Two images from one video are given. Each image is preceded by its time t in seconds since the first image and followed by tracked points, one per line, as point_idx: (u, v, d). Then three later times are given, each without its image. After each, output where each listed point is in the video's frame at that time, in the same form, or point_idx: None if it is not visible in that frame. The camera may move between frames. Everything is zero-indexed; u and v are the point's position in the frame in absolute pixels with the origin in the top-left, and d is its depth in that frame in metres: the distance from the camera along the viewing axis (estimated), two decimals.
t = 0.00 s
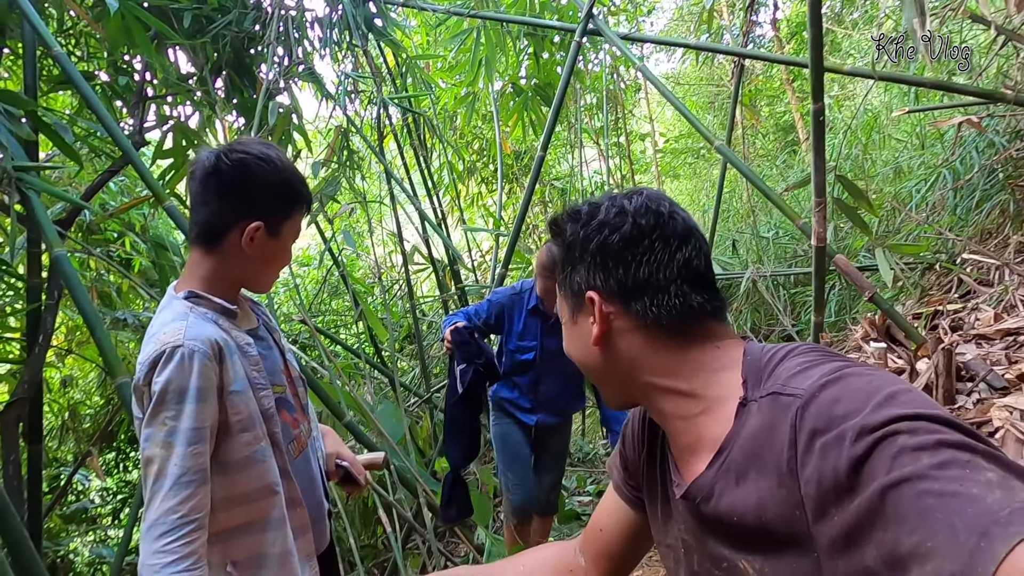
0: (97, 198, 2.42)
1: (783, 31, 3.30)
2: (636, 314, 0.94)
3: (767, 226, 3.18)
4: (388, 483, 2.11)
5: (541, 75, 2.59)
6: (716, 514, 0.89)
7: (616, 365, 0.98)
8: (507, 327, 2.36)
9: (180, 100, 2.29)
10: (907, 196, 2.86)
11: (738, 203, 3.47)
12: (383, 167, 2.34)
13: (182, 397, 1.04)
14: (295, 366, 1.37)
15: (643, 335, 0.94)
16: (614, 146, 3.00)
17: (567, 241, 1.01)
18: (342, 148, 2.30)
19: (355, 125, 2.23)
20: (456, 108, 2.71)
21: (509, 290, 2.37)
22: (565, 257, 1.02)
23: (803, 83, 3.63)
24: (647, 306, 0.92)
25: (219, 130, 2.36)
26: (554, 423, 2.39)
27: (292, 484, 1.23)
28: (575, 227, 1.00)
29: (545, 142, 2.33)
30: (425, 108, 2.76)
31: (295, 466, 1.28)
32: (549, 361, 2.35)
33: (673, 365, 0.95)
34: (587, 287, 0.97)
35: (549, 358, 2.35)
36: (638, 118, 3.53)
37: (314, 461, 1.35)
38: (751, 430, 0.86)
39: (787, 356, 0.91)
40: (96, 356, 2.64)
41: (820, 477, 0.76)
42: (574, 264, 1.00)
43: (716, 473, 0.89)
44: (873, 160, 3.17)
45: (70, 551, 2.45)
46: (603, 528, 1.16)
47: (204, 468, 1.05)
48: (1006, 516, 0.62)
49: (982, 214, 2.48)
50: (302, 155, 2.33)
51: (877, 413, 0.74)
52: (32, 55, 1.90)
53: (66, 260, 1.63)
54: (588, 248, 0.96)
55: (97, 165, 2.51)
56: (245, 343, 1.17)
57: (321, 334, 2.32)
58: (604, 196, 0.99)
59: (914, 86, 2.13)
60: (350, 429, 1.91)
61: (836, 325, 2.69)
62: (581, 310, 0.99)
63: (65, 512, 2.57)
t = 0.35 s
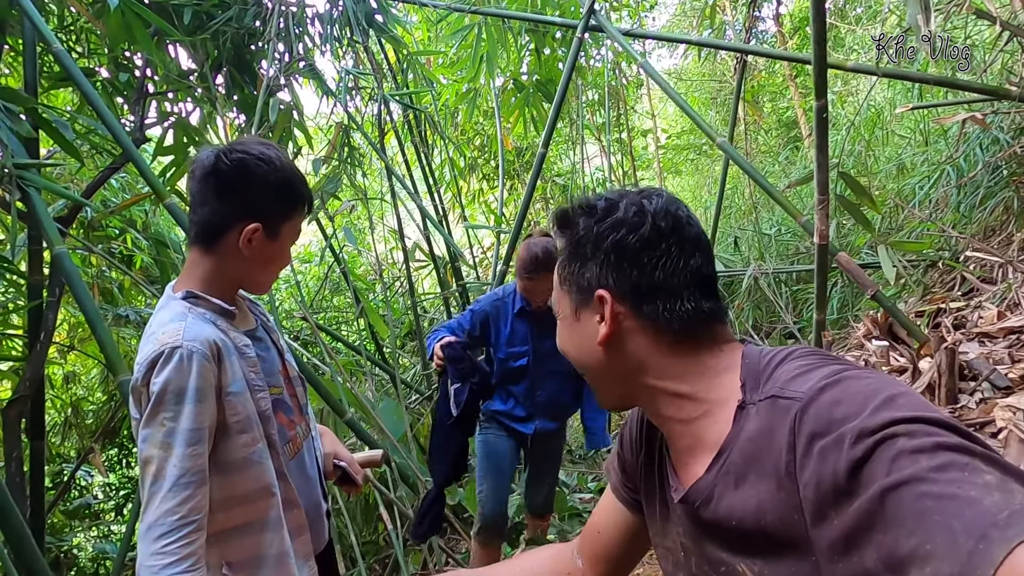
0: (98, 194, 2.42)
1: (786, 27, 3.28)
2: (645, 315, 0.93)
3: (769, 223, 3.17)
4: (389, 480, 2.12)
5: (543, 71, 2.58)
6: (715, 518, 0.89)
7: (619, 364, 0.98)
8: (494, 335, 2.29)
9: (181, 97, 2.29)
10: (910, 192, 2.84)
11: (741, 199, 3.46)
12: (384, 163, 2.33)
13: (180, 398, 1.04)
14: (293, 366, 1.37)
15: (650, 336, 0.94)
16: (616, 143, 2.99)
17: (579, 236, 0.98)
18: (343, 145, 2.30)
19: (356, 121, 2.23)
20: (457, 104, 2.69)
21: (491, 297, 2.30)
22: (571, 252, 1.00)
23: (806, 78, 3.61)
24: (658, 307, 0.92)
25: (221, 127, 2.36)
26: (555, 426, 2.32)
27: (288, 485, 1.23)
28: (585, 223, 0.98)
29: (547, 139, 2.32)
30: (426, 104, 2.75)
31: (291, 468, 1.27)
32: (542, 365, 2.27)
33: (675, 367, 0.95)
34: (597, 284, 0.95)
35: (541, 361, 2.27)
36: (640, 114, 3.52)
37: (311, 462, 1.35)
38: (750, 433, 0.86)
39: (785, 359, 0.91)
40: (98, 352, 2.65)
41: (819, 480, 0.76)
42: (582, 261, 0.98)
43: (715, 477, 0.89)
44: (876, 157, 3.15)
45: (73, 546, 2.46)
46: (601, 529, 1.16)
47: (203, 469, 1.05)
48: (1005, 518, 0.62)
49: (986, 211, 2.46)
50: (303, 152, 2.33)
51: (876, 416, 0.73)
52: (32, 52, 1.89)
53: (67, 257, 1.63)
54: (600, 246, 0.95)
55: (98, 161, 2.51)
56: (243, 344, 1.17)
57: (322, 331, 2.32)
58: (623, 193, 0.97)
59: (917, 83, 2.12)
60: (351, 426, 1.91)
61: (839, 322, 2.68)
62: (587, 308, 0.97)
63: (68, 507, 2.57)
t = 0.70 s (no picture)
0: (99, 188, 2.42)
1: (791, 21, 3.26)
2: (712, 304, 0.95)
3: (772, 219, 3.16)
4: (390, 475, 2.12)
5: (545, 64, 2.55)
6: (717, 520, 0.89)
7: (681, 343, 0.92)
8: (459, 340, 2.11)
9: (182, 90, 2.28)
10: (914, 188, 2.82)
11: (744, 195, 3.44)
12: (385, 158, 2.32)
13: (182, 396, 1.04)
14: (295, 365, 1.37)
15: (711, 325, 0.95)
16: (619, 137, 2.97)
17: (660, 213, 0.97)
18: (344, 139, 2.29)
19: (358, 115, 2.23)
20: (460, 98, 2.67)
21: (454, 296, 2.10)
22: (647, 222, 0.96)
23: (810, 73, 3.58)
24: (717, 301, 0.96)
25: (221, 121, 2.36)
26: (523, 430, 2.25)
27: (288, 484, 1.22)
28: (663, 206, 0.99)
29: (549, 133, 2.30)
30: (428, 98, 2.73)
31: (294, 466, 1.27)
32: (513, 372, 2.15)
33: (704, 358, 0.94)
34: (683, 258, 0.93)
35: (512, 369, 2.14)
36: (643, 108, 3.50)
37: (312, 461, 1.35)
38: (753, 434, 0.86)
39: (787, 359, 0.91)
40: (99, 346, 2.65)
41: (822, 480, 0.76)
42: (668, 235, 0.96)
43: (718, 478, 0.88)
44: (880, 152, 3.13)
45: (75, 539, 2.46)
46: (605, 529, 1.16)
47: (205, 468, 1.04)
48: (1008, 517, 0.61)
49: (990, 207, 2.43)
50: (303, 145, 2.32)
51: (879, 416, 0.73)
52: (31, 44, 1.88)
53: (68, 252, 1.63)
54: (681, 227, 0.96)
55: (99, 155, 2.50)
56: (246, 341, 1.17)
57: (324, 326, 2.32)
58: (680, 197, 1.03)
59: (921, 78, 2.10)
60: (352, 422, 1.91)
61: (841, 318, 2.67)
62: (667, 277, 0.92)
63: (70, 501, 2.58)
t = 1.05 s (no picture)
0: (99, 183, 2.41)
1: (794, 15, 3.23)
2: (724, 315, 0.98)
3: (774, 216, 3.14)
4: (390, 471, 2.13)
5: (546, 60, 2.53)
6: (710, 523, 0.89)
7: (704, 345, 0.93)
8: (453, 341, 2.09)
9: (182, 85, 2.27)
10: (916, 185, 2.81)
11: (746, 191, 3.43)
12: (386, 154, 2.31)
13: (179, 398, 1.04)
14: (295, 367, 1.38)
15: (723, 335, 0.98)
16: (620, 133, 2.96)
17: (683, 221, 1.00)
18: (345, 135, 2.28)
19: (358, 110, 2.23)
20: (461, 93, 2.66)
21: (447, 297, 2.07)
22: (674, 226, 0.98)
23: (813, 68, 3.56)
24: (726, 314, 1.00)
25: (222, 116, 2.35)
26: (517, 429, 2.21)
27: (280, 490, 1.23)
28: (685, 214, 1.01)
29: (551, 129, 2.29)
30: (429, 93, 2.72)
31: (286, 471, 1.28)
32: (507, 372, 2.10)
33: (716, 364, 0.95)
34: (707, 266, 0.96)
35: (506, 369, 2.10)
36: (645, 104, 3.48)
37: (305, 467, 1.36)
38: (749, 438, 0.86)
39: (785, 363, 0.91)
40: (100, 340, 2.65)
41: (819, 485, 0.75)
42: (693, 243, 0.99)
43: (712, 480, 0.89)
44: (883, 149, 3.11)
45: (77, 532, 2.47)
46: (598, 533, 1.16)
47: (204, 470, 1.05)
48: (1006, 523, 0.61)
49: (993, 205, 2.41)
50: (304, 141, 2.31)
51: (876, 420, 0.72)
52: (31, 38, 1.87)
53: (68, 248, 1.63)
54: (703, 239, 1.00)
55: (100, 150, 2.50)
56: (246, 345, 1.16)
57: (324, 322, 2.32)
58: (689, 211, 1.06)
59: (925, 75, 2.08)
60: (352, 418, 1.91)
61: (842, 316, 2.66)
62: (696, 280, 0.94)
63: (72, 494, 2.59)
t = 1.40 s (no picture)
0: (97, 176, 2.40)
1: (796, 12, 3.21)
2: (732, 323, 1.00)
3: (774, 214, 3.14)
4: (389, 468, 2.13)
5: (547, 57, 2.50)
6: (708, 530, 0.89)
7: (716, 353, 0.94)
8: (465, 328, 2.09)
9: (181, 78, 2.26)
10: (917, 185, 2.80)
11: (747, 189, 3.42)
12: (386, 150, 2.31)
13: (181, 402, 1.04)
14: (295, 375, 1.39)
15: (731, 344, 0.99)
16: (621, 131, 2.95)
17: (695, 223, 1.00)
18: (345, 131, 2.27)
19: (358, 106, 2.22)
20: (461, 89, 2.65)
21: (459, 285, 2.07)
22: (686, 235, 0.98)
23: (814, 66, 3.55)
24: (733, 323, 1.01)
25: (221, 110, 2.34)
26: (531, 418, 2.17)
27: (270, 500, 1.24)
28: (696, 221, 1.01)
29: (552, 127, 2.28)
30: (429, 88, 2.71)
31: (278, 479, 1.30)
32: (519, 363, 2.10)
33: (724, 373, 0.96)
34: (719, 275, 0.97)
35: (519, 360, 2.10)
36: (645, 100, 3.47)
37: (295, 478, 1.37)
38: (751, 446, 0.86)
39: (789, 372, 0.91)
40: (99, 334, 2.65)
41: (823, 495, 0.75)
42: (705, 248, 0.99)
43: (711, 487, 0.89)
44: (885, 148, 3.10)
45: (76, 525, 2.48)
46: (599, 541, 1.16)
47: (205, 475, 1.05)
48: (1012, 535, 0.61)
49: (994, 206, 2.40)
50: (303, 136, 2.30)
51: (881, 430, 0.73)
52: (28, 30, 1.86)
53: (66, 245, 1.62)
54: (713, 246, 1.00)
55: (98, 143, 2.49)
56: (247, 352, 1.17)
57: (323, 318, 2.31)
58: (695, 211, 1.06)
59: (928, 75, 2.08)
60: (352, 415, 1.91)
61: (842, 316, 2.65)
62: (709, 288, 0.95)
63: (70, 488, 2.59)
